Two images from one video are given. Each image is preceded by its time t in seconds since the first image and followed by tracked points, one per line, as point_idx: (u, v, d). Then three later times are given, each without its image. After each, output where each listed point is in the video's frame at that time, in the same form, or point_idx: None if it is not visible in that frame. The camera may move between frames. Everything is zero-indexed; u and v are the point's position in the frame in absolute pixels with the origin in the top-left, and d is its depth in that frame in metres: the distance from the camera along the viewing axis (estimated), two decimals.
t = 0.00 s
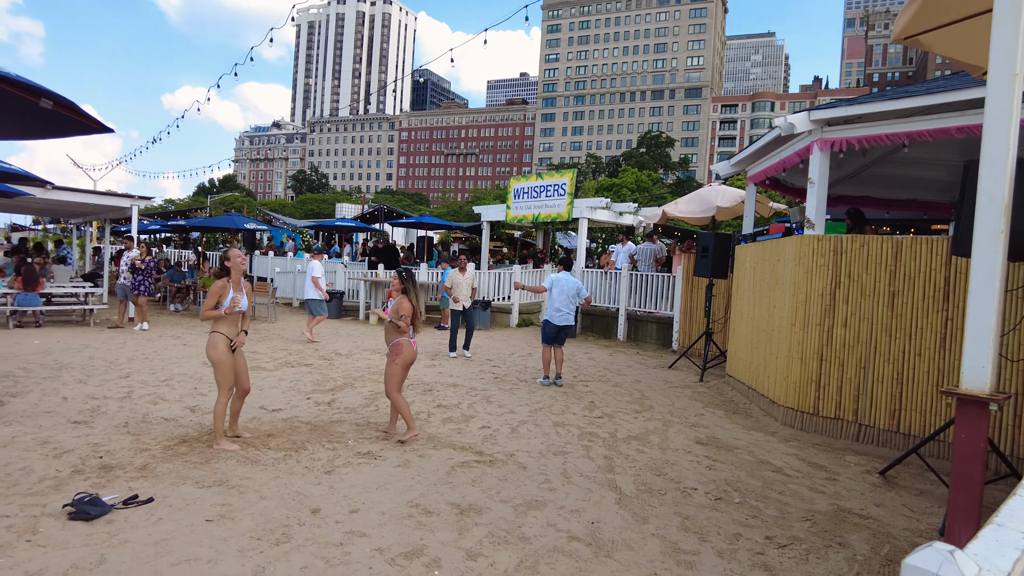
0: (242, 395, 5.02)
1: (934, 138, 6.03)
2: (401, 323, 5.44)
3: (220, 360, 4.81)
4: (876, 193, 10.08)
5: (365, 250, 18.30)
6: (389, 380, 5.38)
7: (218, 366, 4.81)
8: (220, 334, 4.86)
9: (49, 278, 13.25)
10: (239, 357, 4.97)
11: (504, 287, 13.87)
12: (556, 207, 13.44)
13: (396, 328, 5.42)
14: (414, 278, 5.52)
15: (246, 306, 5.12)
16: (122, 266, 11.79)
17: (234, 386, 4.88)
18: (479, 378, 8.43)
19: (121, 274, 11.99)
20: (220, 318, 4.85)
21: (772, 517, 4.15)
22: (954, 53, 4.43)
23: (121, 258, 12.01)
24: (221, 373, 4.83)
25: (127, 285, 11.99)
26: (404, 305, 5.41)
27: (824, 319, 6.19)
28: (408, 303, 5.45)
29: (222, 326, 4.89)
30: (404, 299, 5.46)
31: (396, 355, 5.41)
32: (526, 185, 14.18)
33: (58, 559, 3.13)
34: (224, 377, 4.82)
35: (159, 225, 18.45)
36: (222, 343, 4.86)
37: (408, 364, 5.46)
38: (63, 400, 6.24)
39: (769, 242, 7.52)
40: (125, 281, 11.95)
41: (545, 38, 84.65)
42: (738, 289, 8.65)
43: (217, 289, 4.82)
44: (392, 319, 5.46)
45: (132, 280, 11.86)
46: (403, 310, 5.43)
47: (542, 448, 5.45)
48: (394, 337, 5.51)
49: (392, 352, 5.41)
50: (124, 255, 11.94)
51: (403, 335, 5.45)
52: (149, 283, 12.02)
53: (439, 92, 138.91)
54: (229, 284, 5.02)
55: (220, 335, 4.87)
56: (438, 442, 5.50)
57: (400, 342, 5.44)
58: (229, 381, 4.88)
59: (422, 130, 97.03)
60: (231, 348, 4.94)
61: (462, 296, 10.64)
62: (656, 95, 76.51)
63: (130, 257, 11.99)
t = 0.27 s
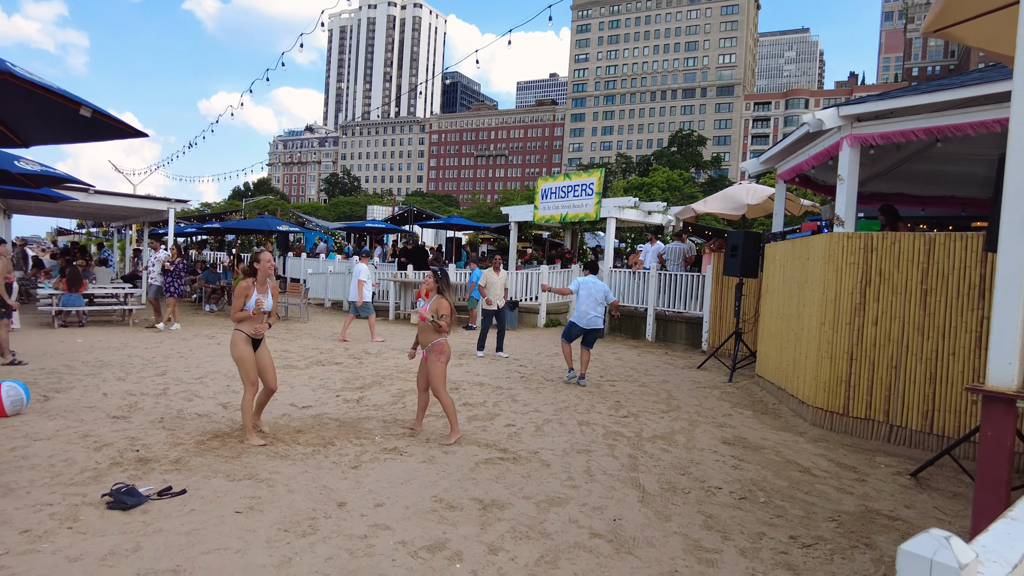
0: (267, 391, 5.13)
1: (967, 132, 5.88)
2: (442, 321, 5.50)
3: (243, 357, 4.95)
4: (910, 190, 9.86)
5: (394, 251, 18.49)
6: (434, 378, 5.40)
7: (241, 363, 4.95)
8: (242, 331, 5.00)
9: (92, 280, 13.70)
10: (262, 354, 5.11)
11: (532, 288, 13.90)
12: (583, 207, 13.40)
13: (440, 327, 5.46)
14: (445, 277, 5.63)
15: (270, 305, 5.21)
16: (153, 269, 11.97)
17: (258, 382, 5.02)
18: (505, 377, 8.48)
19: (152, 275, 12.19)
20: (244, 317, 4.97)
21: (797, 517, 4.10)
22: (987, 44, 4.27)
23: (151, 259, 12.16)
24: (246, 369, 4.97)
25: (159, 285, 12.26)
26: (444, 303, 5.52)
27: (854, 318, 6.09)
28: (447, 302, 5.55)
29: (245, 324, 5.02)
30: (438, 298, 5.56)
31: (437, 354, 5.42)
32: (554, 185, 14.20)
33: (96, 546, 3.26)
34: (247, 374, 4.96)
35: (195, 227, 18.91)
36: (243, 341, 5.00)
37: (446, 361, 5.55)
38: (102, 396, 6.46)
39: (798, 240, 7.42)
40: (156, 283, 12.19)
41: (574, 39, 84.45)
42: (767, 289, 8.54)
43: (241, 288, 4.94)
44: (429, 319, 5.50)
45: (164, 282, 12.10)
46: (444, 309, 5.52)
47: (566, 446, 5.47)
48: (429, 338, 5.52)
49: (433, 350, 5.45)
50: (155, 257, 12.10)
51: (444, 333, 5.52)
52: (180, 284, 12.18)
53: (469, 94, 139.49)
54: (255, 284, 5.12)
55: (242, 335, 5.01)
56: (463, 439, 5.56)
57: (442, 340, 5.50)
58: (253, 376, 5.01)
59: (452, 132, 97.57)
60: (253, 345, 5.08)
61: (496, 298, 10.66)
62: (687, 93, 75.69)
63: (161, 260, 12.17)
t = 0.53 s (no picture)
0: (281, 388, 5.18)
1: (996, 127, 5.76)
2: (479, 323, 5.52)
3: (267, 355, 5.07)
4: (939, 186, 9.67)
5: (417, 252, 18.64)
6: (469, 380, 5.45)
7: (265, 360, 5.07)
8: (265, 330, 5.12)
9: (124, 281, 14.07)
10: (283, 351, 5.24)
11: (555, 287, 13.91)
12: (605, 206, 13.37)
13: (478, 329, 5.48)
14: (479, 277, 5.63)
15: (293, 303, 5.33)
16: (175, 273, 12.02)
17: (281, 378, 5.15)
18: (526, 376, 8.52)
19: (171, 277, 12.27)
20: (267, 315, 5.11)
21: (817, 516, 4.08)
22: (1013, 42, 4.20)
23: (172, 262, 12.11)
24: (268, 367, 5.08)
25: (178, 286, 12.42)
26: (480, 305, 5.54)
27: (879, 316, 6.01)
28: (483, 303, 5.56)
29: (268, 322, 5.14)
30: (474, 300, 5.56)
31: (475, 355, 5.47)
32: (576, 185, 14.21)
33: (128, 536, 3.37)
34: (271, 370, 5.08)
35: (223, 229, 19.28)
36: (267, 339, 5.11)
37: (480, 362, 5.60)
38: (134, 393, 6.64)
39: (822, 238, 7.34)
40: (176, 284, 12.33)
41: (598, 38, 84.15)
42: (791, 287, 8.44)
43: (265, 287, 5.08)
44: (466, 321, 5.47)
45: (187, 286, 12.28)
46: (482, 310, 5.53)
47: (586, 445, 5.49)
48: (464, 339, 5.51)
49: (469, 351, 5.47)
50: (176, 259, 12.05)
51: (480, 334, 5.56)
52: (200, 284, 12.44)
53: (492, 95, 139.74)
54: (276, 283, 5.22)
55: (265, 333, 5.12)
56: (484, 436, 5.61)
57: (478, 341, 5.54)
58: (275, 373, 5.14)
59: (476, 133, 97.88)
60: (275, 342, 5.19)
61: (524, 297, 10.63)
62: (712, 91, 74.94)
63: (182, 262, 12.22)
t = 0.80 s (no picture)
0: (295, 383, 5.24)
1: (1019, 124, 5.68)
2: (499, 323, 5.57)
3: (289, 351, 5.17)
4: (962, 184, 9.55)
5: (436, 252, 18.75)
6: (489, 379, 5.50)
7: (286, 356, 5.18)
8: (286, 327, 5.22)
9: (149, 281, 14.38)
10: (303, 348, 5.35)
11: (573, 287, 13.92)
12: (623, 206, 13.34)
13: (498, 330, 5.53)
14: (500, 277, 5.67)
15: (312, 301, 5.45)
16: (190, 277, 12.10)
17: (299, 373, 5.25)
18: (544, 375, 8.56)
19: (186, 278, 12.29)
20: (288, 314, 5.23)
21: (834, 514, 4.08)
22: None
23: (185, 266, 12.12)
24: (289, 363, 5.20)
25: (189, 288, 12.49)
26: (501, 306, 5.57)
27: (898, 315, 5.96)
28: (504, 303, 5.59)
29: (288, 320, 5.25)
30: (495, 300, 5.61)
31: (495, 354, 5.53)
32: (594, 185, 14.21)
33: (155, 527, 3.48)
34: (292, 365, 5.18)
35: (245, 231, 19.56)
36: (288, 336, 5.22)
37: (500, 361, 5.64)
38: (159, 390, 6.79)
39: (841, 237, 7.29)
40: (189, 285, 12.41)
41: (616, 37, 83.83)
42: (810, 286, 8.39)
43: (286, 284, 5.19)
44: (487, 321, 5.52)
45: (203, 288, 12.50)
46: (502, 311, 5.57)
47: (603, 443, 5.52)
48: (486, 338, 5.56)
49: (489, 350, 5.53)
50: (191, 261, 12.08)
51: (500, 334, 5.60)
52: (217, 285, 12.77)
53: (510, 96, 139.83)
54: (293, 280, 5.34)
55: (287, 330, 5.23)
56: (501, 434, 5.67)
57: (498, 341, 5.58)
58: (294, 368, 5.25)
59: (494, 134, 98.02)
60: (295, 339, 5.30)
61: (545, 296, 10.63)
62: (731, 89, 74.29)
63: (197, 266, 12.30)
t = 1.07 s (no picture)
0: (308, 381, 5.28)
1: None
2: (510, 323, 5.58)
3: (305, 349, 5.23)
4: (981, 182, 9.46)
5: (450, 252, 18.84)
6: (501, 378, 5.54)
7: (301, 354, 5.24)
8: (302, 326, 5.28)
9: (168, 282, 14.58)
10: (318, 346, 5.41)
11: (587, 288, 13.93)
12: (638, 206, 13.33)
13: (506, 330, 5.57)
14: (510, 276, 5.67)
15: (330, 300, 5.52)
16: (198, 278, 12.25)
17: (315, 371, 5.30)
18: (558, 375, 8.60)
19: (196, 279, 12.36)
20: (305, 312, 5.29)
21: (848, 514, 4.08)
22: None
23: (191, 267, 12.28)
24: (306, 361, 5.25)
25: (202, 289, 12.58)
26: (511, 306, 5.58)
27: (915, 314, 5.93)
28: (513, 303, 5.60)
29: (305, 319, 5.32)
30: (506, 301, 5.65)
31: (507, 354, 5.57)
32: (608, 185, 14.21)
33: (178, 521, 3.56)
34: (308, 363, 5.22)
35: (261, 231, 19.76)
36: (304, 334, 5.28)
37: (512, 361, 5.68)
38: (179, 389, 6.91)
39: (857, 236, 7.25)
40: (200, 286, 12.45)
41: (630, 37, 83.58)
42: (826, 285, 8.35)
43: (305, 282, 5.27)
44: (499, 321, 5.56)
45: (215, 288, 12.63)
46: (511, 311, 5.59)
47: (617, 442, 5.55)
48: (497, 339, 5.60)
49: (500, 349, 5.57)
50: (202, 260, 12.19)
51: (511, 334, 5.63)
52: (228, 286, 12.81)
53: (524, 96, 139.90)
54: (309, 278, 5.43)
55: (304, 329, 5.28)
56: (515, 433, 5.71)
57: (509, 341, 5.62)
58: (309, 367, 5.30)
59: (507, 135, 98.15)
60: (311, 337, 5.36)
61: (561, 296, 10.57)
62: (747, 88, 73.82)
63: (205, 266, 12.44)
